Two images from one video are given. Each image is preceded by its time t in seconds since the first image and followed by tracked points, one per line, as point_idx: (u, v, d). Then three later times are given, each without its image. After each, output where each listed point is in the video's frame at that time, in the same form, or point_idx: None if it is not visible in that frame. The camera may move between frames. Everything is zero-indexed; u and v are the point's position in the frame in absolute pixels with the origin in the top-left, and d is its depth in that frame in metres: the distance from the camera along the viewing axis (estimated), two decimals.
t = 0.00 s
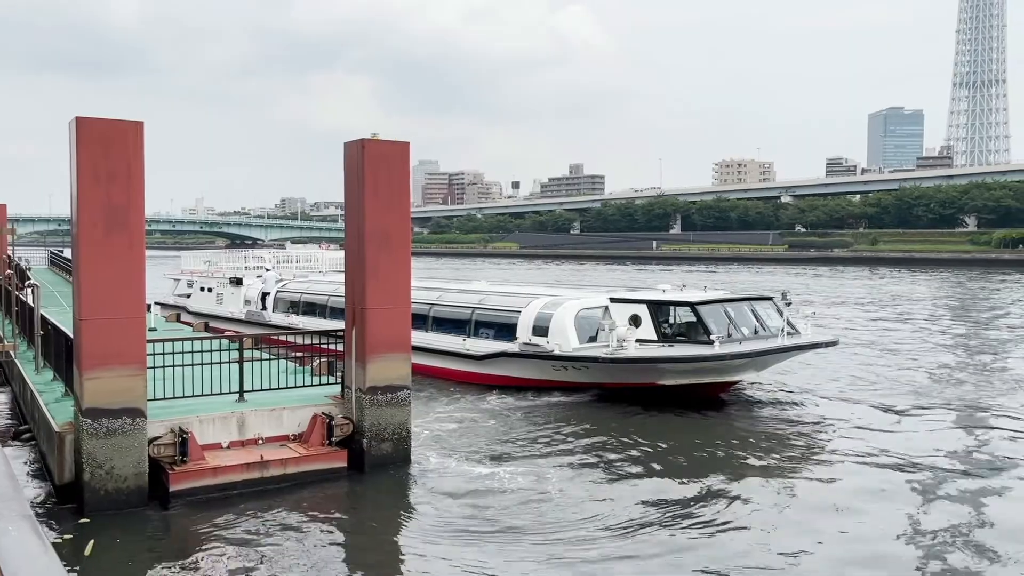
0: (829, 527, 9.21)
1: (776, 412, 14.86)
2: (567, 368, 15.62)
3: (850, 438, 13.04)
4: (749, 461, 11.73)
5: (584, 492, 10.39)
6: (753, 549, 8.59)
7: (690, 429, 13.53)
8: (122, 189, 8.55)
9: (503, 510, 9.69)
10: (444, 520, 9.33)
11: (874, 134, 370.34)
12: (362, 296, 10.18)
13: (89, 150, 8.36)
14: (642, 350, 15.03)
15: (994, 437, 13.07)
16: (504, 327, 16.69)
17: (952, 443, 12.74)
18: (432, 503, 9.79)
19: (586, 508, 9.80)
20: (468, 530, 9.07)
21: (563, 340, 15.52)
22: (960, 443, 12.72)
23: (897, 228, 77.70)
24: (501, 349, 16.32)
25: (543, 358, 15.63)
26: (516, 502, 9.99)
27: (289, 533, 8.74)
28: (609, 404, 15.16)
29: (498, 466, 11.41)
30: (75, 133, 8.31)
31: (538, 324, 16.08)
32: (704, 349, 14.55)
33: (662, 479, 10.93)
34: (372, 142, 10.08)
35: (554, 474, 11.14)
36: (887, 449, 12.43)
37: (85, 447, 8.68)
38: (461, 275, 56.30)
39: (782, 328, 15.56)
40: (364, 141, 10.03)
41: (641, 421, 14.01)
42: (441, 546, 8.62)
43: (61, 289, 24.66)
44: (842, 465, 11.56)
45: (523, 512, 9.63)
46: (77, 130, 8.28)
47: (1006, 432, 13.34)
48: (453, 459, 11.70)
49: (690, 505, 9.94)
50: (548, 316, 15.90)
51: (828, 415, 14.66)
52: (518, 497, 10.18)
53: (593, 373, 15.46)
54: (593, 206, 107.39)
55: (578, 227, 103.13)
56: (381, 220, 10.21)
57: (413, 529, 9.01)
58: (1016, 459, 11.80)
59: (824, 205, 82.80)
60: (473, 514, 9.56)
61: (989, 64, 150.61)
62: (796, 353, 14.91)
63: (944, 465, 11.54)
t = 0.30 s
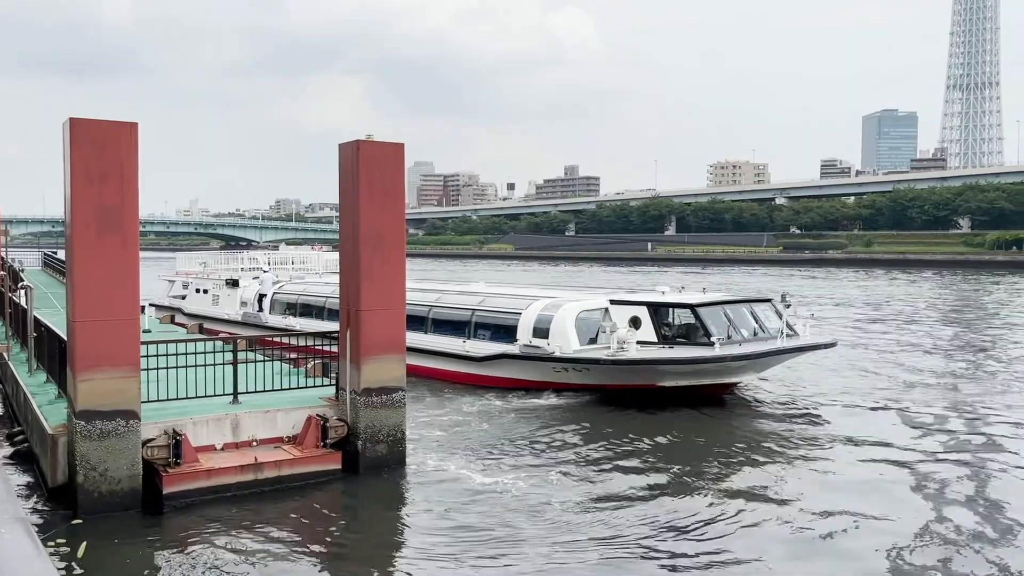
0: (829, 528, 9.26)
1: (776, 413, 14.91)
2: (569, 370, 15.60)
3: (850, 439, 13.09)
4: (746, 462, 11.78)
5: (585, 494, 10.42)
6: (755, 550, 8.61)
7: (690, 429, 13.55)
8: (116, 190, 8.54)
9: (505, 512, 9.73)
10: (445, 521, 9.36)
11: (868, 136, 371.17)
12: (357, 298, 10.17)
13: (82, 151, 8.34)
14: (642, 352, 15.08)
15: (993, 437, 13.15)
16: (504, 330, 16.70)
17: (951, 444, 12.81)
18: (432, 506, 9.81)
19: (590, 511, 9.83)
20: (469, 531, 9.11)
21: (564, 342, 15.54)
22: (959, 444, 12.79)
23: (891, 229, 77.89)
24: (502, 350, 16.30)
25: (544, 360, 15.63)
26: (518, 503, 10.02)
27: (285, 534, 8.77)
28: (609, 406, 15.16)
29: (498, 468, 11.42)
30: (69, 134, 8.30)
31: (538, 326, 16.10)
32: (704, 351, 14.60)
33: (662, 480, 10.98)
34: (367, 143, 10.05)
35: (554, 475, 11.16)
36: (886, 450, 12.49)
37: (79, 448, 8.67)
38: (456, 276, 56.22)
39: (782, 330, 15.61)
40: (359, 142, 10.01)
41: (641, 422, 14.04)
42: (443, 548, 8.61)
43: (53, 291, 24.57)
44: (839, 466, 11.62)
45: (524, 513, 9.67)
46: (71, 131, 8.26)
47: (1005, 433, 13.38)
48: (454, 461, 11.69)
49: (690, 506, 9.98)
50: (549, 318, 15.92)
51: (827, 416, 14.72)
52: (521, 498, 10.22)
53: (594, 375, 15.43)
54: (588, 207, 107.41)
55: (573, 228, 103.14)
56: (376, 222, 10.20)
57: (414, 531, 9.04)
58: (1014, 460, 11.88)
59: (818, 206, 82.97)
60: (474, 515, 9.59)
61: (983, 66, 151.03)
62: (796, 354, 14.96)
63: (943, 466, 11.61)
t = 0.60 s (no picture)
0: (828, 528, 9.30)
1: (775, 414, 14.94)
2: (568, 372, 15.59)
3: (849, 440, 13.13)
4: (744, 463, 11.80)
5: (585, 496, 10.43)
6: (758, 551, 8.65)
7: (688, 430, 13.57)
8: (109, 191, 8.51)
9: (506, 514, 9.74)
10: (446, 524, 9.37)
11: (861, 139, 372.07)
12: (351, 300, 10.16)
13: (75, 152, 8.31)
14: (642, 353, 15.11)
15: (991, 438, 13.21)
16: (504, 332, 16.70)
17: (949, 444, 12.86)
18: (432, 508, 9.82)
19: (590, 512, 9.85)
20: (470, 533, 9.11)
21: (564, 344, 15.53)
22: (957, 445, 12.84)
23: (885, 231, 78.09)
24: (502, 352, 16.29)
25: (545, 361, 15.62)
26: (519, 505, 10.03)
27: (281, 536, 8.76)
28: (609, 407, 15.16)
29: (499, 470, 11.42)
30: (62, 135, 8.27)
31: (538, 328, 16.10)
32: (703, 353, 14.63)
33: (661, 482, 10.99)
34: (361, 144, 10.04)
35: (555, 477, 11.16)
36: (885, 451, 12.53)
37: (71, 451, 8.63)
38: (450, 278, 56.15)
39: (781, 332, 15.65)
40: (353, 144, 10.01)
41: (640, 423, 14.05)
42: (448, 550, 8.62)
43: (46, 293, 24.43)
44: (838, 467, 11.65)
45: (525, 515, 9.68)
46: (65, 132, 8.23)
47: (1003, 434, 13.44)
48: (454, 464, 11.67)
49: (688, 507, 10.00)
50: (548, 320, 15.93)
51: (826, 417, 14.76)
52: (522, 500, 10.23)
53: (595, 376, 15.42)
54: (583, 209, 107.50)
55: (567, 230, 103.18)
56: (370, 223, 10.19)
57: (415, 533, 9.05)
58: (1012, 461, 11.94)
59: (812, 208, 83.16)
60: (474, 517, 9.60)
61: (975, 69, 151.58)
62: (795, 356, 15.00)
63: (942, 467, 11.66)
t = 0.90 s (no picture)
0: (826, 531, 9.33)
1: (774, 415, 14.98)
2: (568, 373, 15.58)
3: (847, 442, 13.17)
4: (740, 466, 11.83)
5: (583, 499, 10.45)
6: (757, 552, 8.69)
7: (686, 432, 13.59)
8: (102, 192, 8.48)
9: (507, 516, 9.75)
10: (445, 527, 9.37)
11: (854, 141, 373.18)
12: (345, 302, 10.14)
13: (68, 153, 8.29)
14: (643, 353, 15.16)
15: (988, 440, 13.25)
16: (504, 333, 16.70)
17: (947, 446, 12.91)
18: (432, 511, 9.83)
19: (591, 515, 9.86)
20: (470, 535, 9.13)
21: (564, 344, 15.57)
22: (955, 446, 12.89)
23: (878, 233, 78.29)
24: (501, 353, 16.28)
25: (544, 362, 15.61)
26: (520, 508, 10.04)
27: (276, 539, 8.73)
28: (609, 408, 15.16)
29: (497, 473, 11.42)
30: (55, 136, 8.25)
31: (538, 329, 16.11)
32: (703, 354, 14.66)
33: (659, 485, 11.00)
34: (354, 146, 10.03)
35: (553, 480, 11.16)
36: (884, 452, 12.59)
37: (63, 454, 8.60)
38: (443, 280, 56.06)
39: (779, 333, 15.69)
40: (346, 146, 10.00)
41: (639, 425, 14.07)
42: (450, 552, 8.65)
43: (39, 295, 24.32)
44: (837, 469, 11.70)
45: (526, 518, 9.70)
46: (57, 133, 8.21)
47: (1000, 435, 13.51)
48: (453, 467, 11.67)
49: (686, 509, 10.03)
50: (548, 321, 15.96)
51: (825, 418, 14.80)
52: (522, 503, 10.24)
53: (595, 377, 15.41)
54: (576, 212, 107.56)
55: (561, 232, 103.21)
56: (364, 225, 10.18)
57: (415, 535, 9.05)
58: (1009, 462, 11.99)
59: (805, 211, 83.35)
60: (474, 520, 9.61)
61: (967, 71, 152.21)
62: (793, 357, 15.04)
63: (940, 468, 11.71)
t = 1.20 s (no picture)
0: (824, 532, 9.36)
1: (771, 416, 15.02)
2: (565, 374, 15.59)
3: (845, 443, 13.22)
4: (735, 467, 11.86)
5: (582, 501, 10.47)
6: (754, 555, 8.72)
7: (683, 434, 13.61)
8: (93, 194, 8.45)
9: (507, 519, 9.75)
10: (444, 529, 9.38)
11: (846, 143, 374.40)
12: (338, 304, 10.13)
13: (59, 154, 8.26)
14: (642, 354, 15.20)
15: (984, 441, 13.30)
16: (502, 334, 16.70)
17: (944, 447, 12.96)
18: (432, 513, 9.84)
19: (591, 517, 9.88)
20: (469, 538, 9.13)
21: (564, 345, 15.61)
22: (952, 447, 12.94)
23: (870, 236, 78.52)
24: (500, 354, 16.28)
25: (542, 363, 15.61)
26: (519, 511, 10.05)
27: (272, 542, 8.72)
28: (607, 409, 15.17)
29: (495, 476, 11.42)
30: (47, 137, 8.22)
31: (537, 330, 16.12)
32: (701, 354, 14.68)
33: (656, 488, 11.02)
34: (348, 148, 10.02)
35: (552, 483, 11.17)
36: (881, 453, 12.63)
37: (54, 456, 8.56)
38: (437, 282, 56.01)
39: (776, 334, 15.72)
40: (340, 147, 9.98)
41: (637, 427, 14.09)
42: (449, 555, 8.65)
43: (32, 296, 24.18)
44: (834, 471, 11.73)
45: (525, 521, 9.71)
46: (49, 134, 8.18)
47: (996, 437, 13.56)
48: (451, 469, 11.66)
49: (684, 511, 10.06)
50: (547, 321, 15.98)
51: (822, 419, 14.85)
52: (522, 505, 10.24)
53: (593, 378, 15.43)
54: (570, 213, 107.62)
55: (554, 234, 103.29)
56: (357, 226, 10.16)
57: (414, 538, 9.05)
58: (1006, 463, 12.04)
59: (798, 213, 83.53)
60: (474, 523, 9.61)
61: (958, 74, 152.80)
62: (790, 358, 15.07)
63: (938, 469, 11.76)
